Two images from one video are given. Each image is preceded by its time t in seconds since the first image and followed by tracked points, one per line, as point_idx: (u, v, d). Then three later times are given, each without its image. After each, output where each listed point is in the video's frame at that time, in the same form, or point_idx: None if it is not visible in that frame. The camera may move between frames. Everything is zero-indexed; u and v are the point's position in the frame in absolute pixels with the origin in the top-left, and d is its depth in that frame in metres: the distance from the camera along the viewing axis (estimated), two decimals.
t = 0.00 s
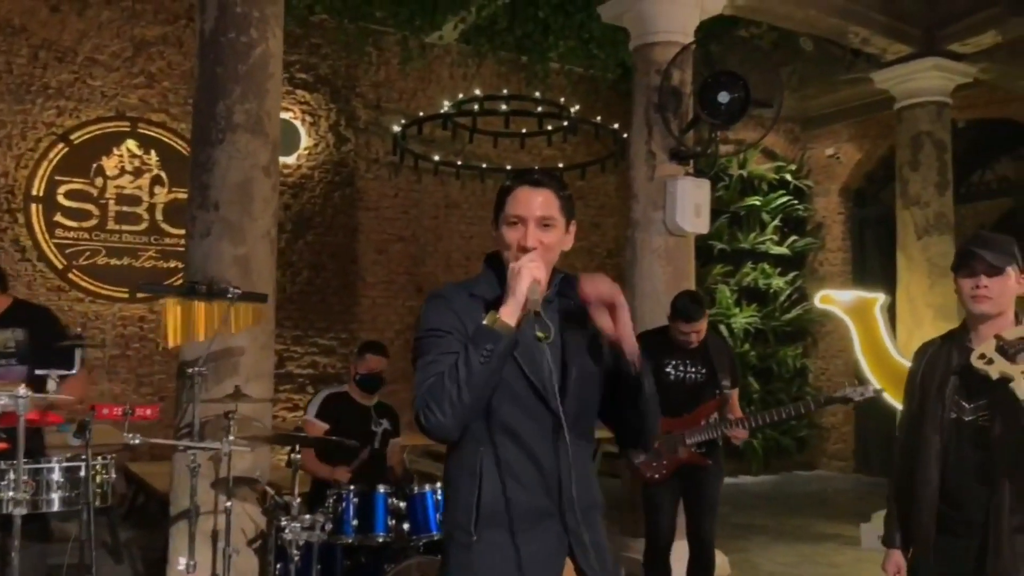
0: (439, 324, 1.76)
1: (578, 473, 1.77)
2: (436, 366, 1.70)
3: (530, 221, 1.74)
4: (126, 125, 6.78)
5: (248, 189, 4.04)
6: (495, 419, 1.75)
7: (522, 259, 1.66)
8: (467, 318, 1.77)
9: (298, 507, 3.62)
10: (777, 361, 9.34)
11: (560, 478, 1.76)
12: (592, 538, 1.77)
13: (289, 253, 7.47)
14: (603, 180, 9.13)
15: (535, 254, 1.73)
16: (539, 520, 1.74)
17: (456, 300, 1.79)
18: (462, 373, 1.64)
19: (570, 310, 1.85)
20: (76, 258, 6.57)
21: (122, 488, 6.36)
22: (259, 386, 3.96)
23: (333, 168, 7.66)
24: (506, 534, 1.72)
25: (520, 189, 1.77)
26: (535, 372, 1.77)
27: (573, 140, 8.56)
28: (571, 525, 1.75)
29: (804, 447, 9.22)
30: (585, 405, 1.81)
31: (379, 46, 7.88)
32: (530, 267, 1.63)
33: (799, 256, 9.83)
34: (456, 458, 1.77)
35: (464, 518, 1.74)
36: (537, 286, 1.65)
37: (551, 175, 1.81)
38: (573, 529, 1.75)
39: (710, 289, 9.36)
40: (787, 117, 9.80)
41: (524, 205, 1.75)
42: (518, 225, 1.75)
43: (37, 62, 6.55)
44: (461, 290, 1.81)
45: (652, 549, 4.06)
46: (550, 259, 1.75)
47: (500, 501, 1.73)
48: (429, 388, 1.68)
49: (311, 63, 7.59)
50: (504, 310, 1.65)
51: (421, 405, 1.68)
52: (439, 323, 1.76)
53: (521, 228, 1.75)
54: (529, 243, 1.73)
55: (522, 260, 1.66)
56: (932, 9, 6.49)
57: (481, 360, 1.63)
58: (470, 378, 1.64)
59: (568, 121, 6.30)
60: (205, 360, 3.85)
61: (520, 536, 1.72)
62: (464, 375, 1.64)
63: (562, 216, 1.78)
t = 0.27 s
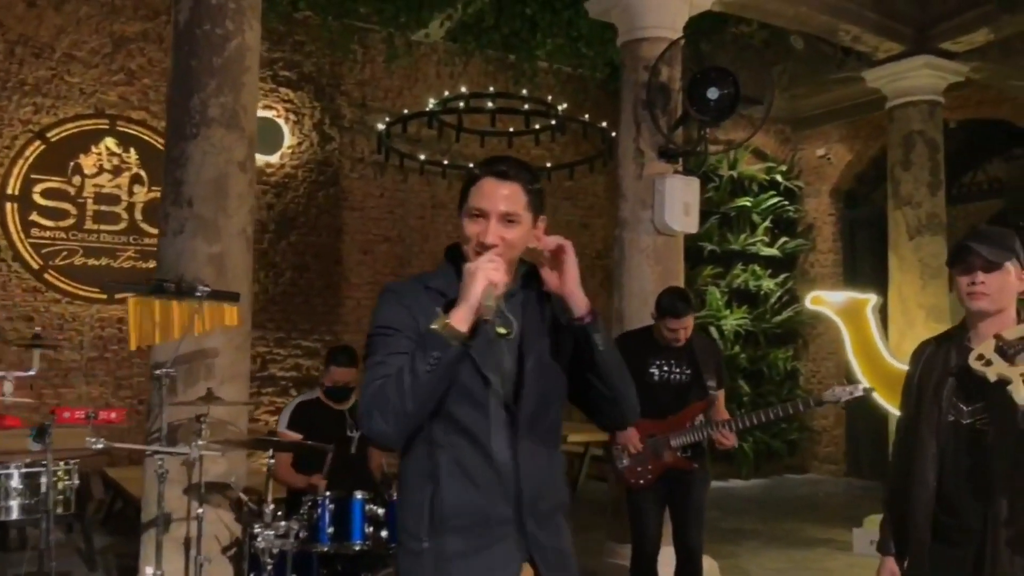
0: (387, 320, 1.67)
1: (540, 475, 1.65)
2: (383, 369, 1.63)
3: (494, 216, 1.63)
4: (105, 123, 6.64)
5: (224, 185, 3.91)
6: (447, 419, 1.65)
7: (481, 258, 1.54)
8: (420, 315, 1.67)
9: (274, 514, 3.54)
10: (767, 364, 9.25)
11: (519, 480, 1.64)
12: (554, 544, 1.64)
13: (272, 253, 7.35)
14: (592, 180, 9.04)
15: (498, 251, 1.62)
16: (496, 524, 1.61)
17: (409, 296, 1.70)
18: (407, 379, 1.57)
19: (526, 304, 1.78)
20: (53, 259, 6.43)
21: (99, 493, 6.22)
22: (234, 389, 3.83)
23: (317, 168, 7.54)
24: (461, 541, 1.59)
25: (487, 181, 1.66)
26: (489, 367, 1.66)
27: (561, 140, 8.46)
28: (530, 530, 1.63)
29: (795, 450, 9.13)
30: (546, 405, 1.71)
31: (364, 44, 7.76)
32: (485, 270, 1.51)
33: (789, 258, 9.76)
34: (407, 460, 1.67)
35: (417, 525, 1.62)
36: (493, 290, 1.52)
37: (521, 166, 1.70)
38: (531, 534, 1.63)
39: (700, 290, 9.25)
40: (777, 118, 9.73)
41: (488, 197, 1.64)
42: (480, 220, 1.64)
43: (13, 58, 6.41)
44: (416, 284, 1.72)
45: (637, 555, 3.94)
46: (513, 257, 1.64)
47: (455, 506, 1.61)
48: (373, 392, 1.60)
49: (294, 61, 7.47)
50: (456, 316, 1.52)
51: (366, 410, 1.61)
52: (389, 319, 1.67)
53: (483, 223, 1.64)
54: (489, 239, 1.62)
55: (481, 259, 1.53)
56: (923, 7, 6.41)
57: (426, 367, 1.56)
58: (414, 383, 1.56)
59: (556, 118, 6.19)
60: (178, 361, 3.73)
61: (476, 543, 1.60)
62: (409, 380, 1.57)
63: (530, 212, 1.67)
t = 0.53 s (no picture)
0: (310, 322, 1.52)
1: (480, 490, 1.53)
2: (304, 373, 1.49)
3: (430, 202, 1.52)
4: (86, 120, 6.49)
5: (200, 181, 3.76)
6: (379, 431, 1.52)
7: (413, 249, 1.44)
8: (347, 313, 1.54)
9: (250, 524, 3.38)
10: (763, 367, 9.12)
11: (458, 491, 1.52)
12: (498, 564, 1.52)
13: (259, 254, 7.20)
14: (585, 180, 8.96)
15: (432, 241, 1.51)
16: (434, 545, 1.49)
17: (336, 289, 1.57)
18: (330, 383, 1.43)
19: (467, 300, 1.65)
20: (32, 259, 6.26)
21: (80, 500, 6.05)
22: (210, 393, 3.68)
23: (305, 167, 7.40)
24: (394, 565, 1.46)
25: (423, 165, 1.55)
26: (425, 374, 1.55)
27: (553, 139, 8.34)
28: (472, 551, 1.51)
29: (792, 454, 8.99)
30: (488, 411, 1.59)
31: (353, 41, 7.62)
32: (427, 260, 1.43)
33: (785, 258, 9.62)
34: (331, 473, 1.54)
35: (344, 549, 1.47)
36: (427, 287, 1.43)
37: (460, 150, 1.59)
38: (473, 554, 1.51)
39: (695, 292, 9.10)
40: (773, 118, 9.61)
41: (422, 181, 1.53)
42: (414, 205, 1.53)
43: None
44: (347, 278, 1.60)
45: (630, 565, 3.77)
46: (448, 250, 1.53)
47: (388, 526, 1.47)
48: (292, 399, 1.47)
49: (282, 58, 7.33)
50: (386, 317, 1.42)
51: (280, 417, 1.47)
52: (312, 320, 1.53)
53: (416, 210, 1.52)
54: (423, 226, 1.51)
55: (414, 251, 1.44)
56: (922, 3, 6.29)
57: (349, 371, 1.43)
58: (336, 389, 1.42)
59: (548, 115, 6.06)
60: (153, 364, 3.57)
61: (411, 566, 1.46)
62: (332, 392, 1.43)
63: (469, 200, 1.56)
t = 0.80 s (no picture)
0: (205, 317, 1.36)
1: (401, 509, 1.41)
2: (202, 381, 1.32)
3: (344, 176, 1.43)
4: (83, 116, 6.36)
5: (194, 174, 3.62)
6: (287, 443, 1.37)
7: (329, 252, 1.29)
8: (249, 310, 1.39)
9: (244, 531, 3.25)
10: (773, 368, 8.96)
11: (374, 514, 1.38)
12: None
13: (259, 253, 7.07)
14: (591, 178, 8.83)
15: (348, 218, 1.42)
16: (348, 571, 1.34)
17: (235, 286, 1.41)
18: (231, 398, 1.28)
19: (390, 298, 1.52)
20: (27, 258, 6.14)
21: (77, 505, 5.92)
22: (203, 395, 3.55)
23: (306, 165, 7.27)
24: None
25: (334, 135, 1.46)
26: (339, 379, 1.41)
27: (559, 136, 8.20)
28: None
29: (803, 457, 8.83)
30: (410, 422, 1.47)
31: (355, 36, 7.49)
32: (355, 280, 1.26)
33: (796, 257, 9.42)
34: (228, 493, 1.38)
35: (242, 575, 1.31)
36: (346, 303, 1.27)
37: (377, 121, 1.50)
38: None
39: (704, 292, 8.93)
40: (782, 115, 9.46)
41: (334, 153, 1.44)
42: (326, 179, 1.43)
43: None
44: (248, 272, 1.45)
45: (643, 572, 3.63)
46: (370, 228, 1.44)
47: (296, 548, 1.32)
48: (185, 411, 1.30)
49: (282, 54, 7.20)
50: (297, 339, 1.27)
51: (170, 433, 1.30)
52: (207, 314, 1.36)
53: (329, 184, 1.43)
54: (337, 202, 1.41)
55: (330, 253, 1.28)
56: None
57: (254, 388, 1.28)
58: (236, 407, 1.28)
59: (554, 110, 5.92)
60: (146, 364, 3.44)
61: None
62: (231, 400, 1.28)
63: (389, 172, 1.48)
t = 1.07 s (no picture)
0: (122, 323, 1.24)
1: (353, 526, 1.30)
2: (111, 409, 1.21)
3: (320, 189, 1.27)
4: (103, 116, 6.30)
5: (211, 171, 3.52)
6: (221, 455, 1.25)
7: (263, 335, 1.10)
8: (167, 321, 1.25)
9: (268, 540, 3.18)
10: (802, 370, 8.79)
11: (324, 532, 1.28)
12: None
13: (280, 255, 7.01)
14: (616, 176, 8.69)
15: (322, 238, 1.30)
16: None
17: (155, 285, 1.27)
18: (134, 449, 1.14)
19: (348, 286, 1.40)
20: (47, 259, 6.09)
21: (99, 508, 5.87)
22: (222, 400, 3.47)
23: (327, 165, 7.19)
24: None
25: (305, 137, 1.26)
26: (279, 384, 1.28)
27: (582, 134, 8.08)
28: None
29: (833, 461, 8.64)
30: (368, 428, 1.35)
31: (375, 34, 7.40)
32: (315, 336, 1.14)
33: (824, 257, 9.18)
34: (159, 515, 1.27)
35: None
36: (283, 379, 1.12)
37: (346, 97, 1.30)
38: None
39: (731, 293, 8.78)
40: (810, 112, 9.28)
41: (303, 158, 1.26)
42: (297, 192, 1.27)
43: (5, 49, 6.08)
44: (175, 262, 1.31)
45: None
46: (343, 230, 1.33)
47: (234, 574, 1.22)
48: (91, 445, 1.19)
49: (302, 53, 7.12)
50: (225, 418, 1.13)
51: (76, 472, 1.19)
52: (124, 318, 1.24)
53: (299, 197, 1.27)
54: (313, 224, 1.27)
55: (269, 338, 1.10)
56: None
57: (157, 444, 1.13)
58: (140, 465, 1.13)
59: (579, 107, 5.79)
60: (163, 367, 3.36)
61: None
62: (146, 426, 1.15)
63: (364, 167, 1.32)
